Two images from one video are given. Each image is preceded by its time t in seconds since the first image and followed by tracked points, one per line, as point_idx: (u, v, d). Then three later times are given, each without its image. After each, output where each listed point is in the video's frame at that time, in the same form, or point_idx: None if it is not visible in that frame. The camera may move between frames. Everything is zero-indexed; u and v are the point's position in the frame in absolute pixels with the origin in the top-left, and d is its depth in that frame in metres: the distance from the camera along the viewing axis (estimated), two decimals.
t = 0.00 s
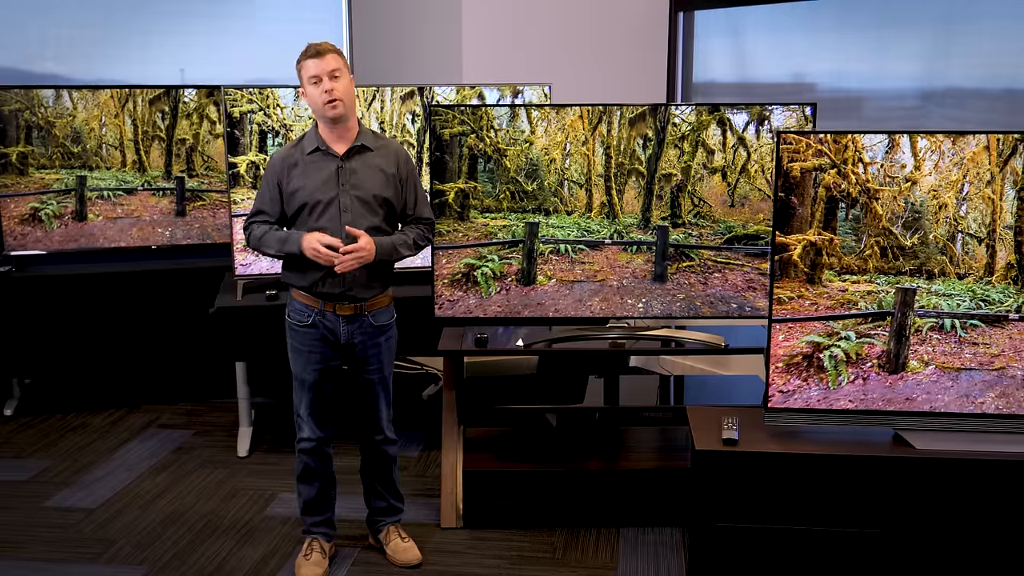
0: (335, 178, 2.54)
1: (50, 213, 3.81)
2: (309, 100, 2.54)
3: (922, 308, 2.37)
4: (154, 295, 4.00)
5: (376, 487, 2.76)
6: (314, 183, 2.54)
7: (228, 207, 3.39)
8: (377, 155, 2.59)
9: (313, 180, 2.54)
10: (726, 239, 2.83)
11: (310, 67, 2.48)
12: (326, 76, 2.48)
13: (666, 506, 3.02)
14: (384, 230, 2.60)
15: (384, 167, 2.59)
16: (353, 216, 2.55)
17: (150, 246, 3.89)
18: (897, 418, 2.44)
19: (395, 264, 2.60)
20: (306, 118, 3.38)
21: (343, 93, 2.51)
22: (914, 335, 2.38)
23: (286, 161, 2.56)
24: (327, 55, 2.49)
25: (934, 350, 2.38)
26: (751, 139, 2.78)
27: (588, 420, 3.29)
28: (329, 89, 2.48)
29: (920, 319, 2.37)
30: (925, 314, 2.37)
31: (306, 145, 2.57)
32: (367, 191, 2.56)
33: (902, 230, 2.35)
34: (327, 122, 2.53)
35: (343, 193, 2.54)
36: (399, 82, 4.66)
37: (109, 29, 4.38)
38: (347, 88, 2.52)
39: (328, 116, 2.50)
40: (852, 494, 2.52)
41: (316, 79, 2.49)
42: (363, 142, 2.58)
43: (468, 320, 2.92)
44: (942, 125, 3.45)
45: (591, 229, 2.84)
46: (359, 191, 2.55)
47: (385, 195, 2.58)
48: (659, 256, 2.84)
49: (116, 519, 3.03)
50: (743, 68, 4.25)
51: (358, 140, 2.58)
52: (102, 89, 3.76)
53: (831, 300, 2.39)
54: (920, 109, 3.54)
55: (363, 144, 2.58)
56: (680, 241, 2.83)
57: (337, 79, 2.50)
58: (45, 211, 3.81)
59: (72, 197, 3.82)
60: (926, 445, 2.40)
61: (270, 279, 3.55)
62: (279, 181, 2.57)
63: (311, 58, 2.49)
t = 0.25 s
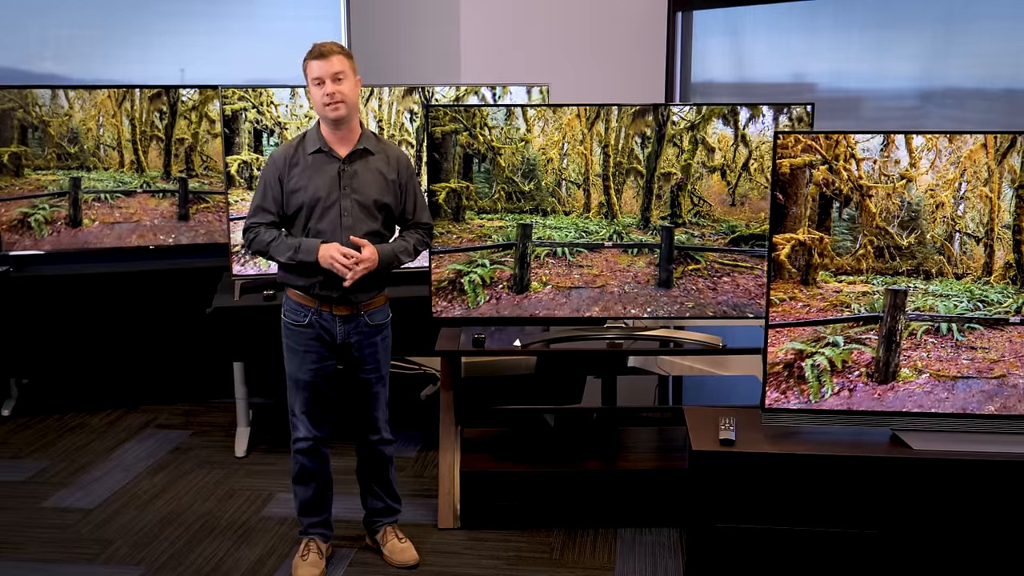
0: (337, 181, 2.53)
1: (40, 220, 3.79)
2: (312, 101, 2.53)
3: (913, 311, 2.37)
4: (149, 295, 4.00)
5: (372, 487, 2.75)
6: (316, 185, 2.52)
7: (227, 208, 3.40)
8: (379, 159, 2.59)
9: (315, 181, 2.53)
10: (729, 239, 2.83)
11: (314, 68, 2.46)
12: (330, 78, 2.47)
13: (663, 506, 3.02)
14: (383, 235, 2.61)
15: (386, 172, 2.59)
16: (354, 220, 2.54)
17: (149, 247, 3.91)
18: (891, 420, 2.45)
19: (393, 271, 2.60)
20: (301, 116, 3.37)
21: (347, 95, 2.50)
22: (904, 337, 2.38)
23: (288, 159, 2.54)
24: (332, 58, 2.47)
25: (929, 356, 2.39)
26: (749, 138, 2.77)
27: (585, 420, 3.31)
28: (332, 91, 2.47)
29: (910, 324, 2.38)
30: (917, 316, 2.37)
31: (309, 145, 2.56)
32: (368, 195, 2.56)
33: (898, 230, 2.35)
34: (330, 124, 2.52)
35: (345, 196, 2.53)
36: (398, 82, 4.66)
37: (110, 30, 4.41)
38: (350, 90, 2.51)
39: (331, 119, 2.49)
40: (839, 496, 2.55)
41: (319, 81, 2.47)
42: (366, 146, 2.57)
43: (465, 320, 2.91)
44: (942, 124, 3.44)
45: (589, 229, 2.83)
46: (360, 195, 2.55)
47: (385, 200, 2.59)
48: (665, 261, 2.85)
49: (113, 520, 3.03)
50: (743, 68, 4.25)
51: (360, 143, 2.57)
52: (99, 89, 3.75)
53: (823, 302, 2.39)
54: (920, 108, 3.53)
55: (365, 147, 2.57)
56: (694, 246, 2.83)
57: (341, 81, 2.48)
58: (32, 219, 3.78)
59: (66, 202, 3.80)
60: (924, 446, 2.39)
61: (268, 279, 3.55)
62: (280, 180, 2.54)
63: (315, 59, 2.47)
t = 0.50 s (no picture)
0: (334, 182, 2.53)
1: (29, 227, 3.79)
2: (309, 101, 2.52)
3: (903, 315, 2.37)
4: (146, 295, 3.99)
5: (370, 487, 2.75)
6: (313, 186, 2.52)
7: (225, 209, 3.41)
8: (376, 159, 2.59)
9: (312, 183, 2.52)
10: (734, 239, 2.83)
11: (313, 70, 2.45)
12: (328, 80, 2.46)
13: (661, 507, 3.02)
14: (382, 236, 2.60)
15: (383, 172, 2.59)
16: (352, 221, 2.54)
17: (147, 248, 3.90)
18: (891, 420, 2.44)
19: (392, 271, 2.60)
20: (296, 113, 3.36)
21: (344, 98, 2.50)
22: (896, 340, 2.38)
23: (284, 162, 2.53)
24: (331, 60, 2.46)
25: (923, 363, 2.39)
26: (745, 137, 2.77)
27: (584, 420, 3.31)
28: (330, 94, 2.47)
29: (904, 327, 2.37)
30: (907, 320, 2.37)
31: (305, 147, 2.55)
32: (366, 196, 2.55)
33: (893, 229, 2.34)
34: (326, 126, 2.51)
35: (343, 197, 2.53)
36: (397, 82, 4.65)
37: (109, 30, 4.42)
38: (347, 94, 2.50)
39: (328, 122, 2.49)
40: (836, 496, 2.55)
41: (318, 83, 2.46)
42: (363, 146, 2.57)
43: (463, 319, 2.92)
44: (941, 124, 3.44)
45: (586, 229, 2.83)
46: (358, 196, 2.54)
47: (383, 200, 2.58)
48: (665, 261, 2.85)
49: (110, 521, 3.02)
50: (741, 68, 4.25)
51: (357, 143, 2.57)
52: (96, 88, 3.73)
53: (815, 304, 2.39)
54: (919, 108, 3.53)
55: (362, 148, 2.57)
56: (695, 246, 2.84)
57: (339, 84, 2.48)
58: (22, 224, 3.78)
59: (63, 205, 3.80)
60: (921, 447, 2.39)
61: (266, 280, 3.54)
62: (276, 182, 2.53)
63: (315, 60, 2.45)
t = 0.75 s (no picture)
0: (330, 182, 2.52)
1: (18, 234, 3.80)
2: (305, 101, 2.51)
3: (891, 318, 2.36)
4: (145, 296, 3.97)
5: (368, 488, 2.75)
6: (309, 186, 2.52)
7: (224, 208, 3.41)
8: (371, 157, 2.59)
9: (307, 183, 2.52)
10: (738, 237, 2.83)
11: (309, 69, 2.45)
12: (324, 80, 2.45)
13: (659, 507, 3.02)
14: (379, 234, 2.60)
15: (379, 170, 2.58)
16: (349, 220, 2.53)
17: (145, 246, 3.88)
18: (888, 420, 2.43)
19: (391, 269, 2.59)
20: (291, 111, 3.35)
21: (340, 99, 2.49)
22: (886, 344, 2.38)
23: (279, 163, 2.53)
24: (327, 60, 2.46)
25: (914, 370, 2.39)
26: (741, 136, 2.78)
27: (583, 420, 3.31)
28: (326, 94, 2.46)
29: (898, 331, 2.37)
30: (896, 326, 2.37)
31: (299, 146, 2.55)
32: (362, 194, 2.55)
33: (888, 227, 2.34)
34: (321, 126, 2.51)
35: (339, 197, 2.52)
36: (396, 81, 4.64)
37: (110, 30, 4.42)
38: (342, 94, 2.50)
39: (323, 122, 2.49)
40: (837, 497, 2.53)
41: (313, 83, 2.46)
42: (357, 144, 2.57)
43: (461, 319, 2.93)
44: (941, 124, 3.43)
45: (585, 227, 2.82)
46: (354, 195, 2.54)
47: (380, 198, 2.58)
48: (672, 264, 2.85)
49: (108, 521, 3.02)
50: (740, 67, 4.24)
51: (352, 142, 2.57)
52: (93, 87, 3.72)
53: (806, 304, 2.39)
54: (918, 107, 3.52)
55: (357, 146, 2.57)
56: (699, 247, 2.84)
57: (335, 84, 2.47)
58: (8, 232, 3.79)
59: (60, 204, 3.80)
60: (919, 447, 2.39)
61: (265, 280, 3.54)
62: (272, 184, 2.53)
63: (311, 59, 2.46)
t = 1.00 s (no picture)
0: (326, 182, 2.52)
1: (3, 240, 3.79)
2: (300, 99, 2.51)
3: (879, 322, 2.38)
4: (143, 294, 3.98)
5: (367, 488, 2.74)
6: (304, 186, 2.51)
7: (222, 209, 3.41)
8: (367, 156, 2.58)
9: (303, 183, 2.52)
10: (744, 235, 2.85)
11: (306, 68, 2.45)
12: (320, 80, 2.45)
13: (657, 507, 3.02)
14: (376, 233, 2.60)
15: (375, 169, 2.58)
16: (346, 220, 2.53)
17: (143, 245, 3.88)
18: (885, 421, 2.44)
19: (388, 268, 2.58)
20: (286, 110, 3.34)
21: (335, 99, 2.50)
22: (875, 349, 2.39)
23: (274, 164, 2.53)
24: (324, 59, 2.46)
25: (903, 378, 2.41)
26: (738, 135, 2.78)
27: (581, 422, 3.28)
28: (321, 94, 2.46)
29: (884, 336, 2.38)
30: (883, 329, 2.38)
31: (294, 147, 2.55)
32: (358, 193, 2.54)
33: (883, 225, 2.34)
34: (316, 126, 2.51)
35: (335, 196, 2.52)
36: (394, 81, 4.61)
37: (109, 30, 4.43)
38: (338, 93, 2.50)
39: (318, 122, 2.49)
40: (835, 498, 2.53)
41: (310, 82, 2.46)
42: (353, 144, 2.57)
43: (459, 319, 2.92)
44: (940, 124, 3.42)
45: (582, 226, 2.82)
46: (350, 194, 2.54)
47: (375, 197, 2.57)
48: (680, 267, 2.86)
49: (106, 521, 3.02)
50: (738, 67, 4.24)
51: (347, 141, 2.57)
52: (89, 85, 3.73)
53: (796, 304, 2.39)
54: (917, 106, 3.51)
55: (352, 146, 2.57)
56: (707, 248, 2.85)
57: (331, 84, 2.47)
58: None
59: (56, 205, 3.79)
60: (917, 448, 2.38)
61: (264, 280, 3.54)
62: (267, 185, 2.53)
63: (309, 59, 2.45)
